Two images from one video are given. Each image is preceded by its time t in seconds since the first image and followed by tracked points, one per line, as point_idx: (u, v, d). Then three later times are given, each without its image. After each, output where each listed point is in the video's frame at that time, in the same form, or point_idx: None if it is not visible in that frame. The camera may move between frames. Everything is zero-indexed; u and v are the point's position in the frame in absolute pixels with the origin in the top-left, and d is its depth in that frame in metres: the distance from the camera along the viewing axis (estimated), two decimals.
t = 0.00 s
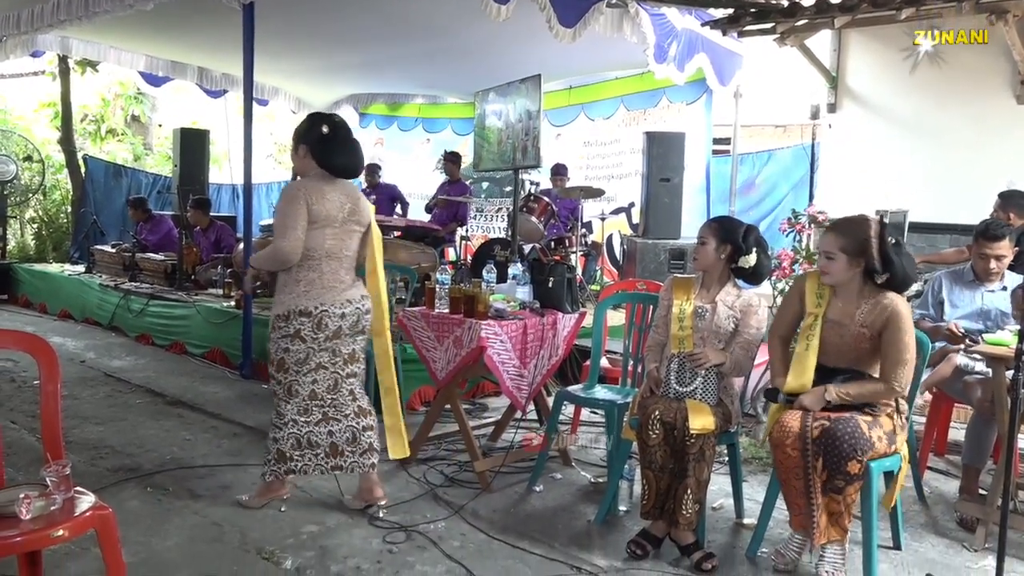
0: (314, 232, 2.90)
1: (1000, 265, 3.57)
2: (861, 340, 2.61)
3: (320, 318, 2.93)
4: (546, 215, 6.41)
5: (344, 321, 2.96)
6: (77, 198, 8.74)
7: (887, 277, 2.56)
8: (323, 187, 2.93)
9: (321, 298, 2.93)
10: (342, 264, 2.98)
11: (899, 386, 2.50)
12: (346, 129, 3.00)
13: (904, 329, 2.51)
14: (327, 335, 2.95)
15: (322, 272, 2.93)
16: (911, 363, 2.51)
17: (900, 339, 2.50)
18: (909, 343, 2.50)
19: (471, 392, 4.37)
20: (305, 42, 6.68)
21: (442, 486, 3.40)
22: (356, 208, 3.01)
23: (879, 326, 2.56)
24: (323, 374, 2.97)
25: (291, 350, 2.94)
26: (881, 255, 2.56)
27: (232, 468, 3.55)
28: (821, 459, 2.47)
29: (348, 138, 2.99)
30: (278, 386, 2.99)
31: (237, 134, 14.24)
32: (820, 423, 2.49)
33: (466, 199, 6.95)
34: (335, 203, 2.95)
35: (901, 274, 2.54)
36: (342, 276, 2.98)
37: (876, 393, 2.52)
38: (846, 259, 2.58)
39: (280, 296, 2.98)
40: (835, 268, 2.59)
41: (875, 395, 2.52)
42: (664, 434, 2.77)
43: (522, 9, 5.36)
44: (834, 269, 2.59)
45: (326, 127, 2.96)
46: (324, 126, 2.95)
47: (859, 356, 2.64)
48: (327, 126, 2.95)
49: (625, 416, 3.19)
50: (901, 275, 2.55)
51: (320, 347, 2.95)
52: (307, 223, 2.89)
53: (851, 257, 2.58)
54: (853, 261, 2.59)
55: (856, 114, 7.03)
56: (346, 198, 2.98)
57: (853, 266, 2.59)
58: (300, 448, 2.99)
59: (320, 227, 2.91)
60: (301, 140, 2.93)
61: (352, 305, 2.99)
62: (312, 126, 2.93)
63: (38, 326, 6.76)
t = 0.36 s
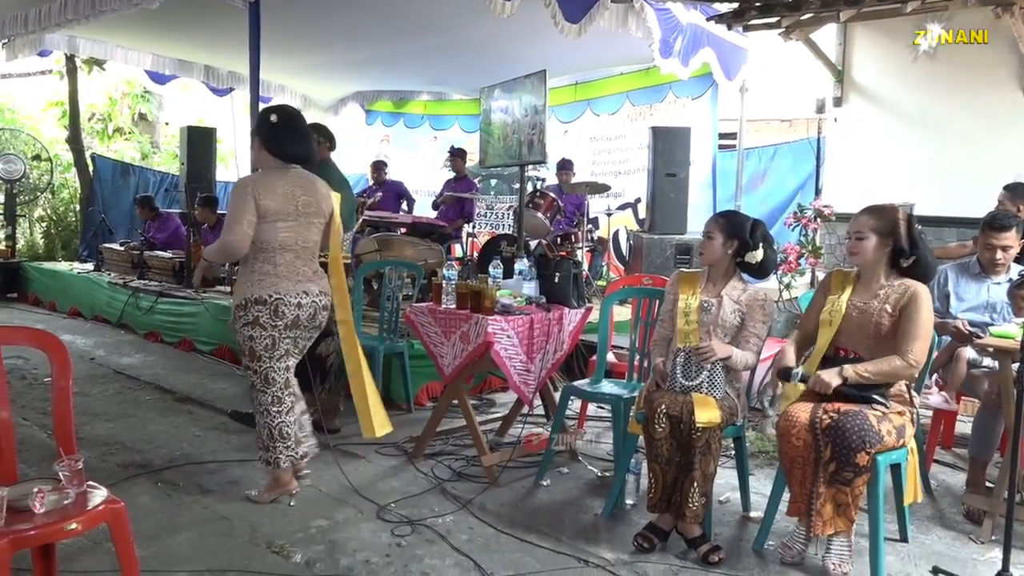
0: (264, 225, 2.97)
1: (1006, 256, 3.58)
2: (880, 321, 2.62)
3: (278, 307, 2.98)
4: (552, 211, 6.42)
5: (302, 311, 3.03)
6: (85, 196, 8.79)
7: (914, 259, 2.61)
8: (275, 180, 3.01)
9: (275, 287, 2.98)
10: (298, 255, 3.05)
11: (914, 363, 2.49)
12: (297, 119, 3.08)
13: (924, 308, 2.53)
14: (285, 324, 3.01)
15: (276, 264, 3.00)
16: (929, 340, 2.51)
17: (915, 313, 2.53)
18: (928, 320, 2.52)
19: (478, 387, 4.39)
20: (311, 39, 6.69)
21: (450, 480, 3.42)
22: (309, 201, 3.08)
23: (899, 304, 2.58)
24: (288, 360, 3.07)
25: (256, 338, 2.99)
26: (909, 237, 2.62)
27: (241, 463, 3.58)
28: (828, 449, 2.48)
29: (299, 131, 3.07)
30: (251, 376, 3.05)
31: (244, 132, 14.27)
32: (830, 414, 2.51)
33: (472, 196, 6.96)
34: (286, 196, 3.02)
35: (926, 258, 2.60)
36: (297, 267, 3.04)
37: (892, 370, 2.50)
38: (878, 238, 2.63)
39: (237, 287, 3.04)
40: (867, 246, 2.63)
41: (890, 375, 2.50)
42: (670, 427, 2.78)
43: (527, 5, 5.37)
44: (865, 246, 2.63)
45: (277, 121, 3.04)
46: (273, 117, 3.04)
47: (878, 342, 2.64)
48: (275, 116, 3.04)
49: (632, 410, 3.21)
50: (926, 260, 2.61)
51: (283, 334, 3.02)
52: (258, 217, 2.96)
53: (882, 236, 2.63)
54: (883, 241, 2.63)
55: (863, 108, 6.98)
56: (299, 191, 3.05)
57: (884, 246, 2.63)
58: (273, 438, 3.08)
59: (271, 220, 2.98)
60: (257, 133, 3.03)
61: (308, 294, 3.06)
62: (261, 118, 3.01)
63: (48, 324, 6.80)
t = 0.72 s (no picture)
0: (247, 224, 3.05)
1: None
2: (896, 315, 2.61)
3: (263, 302, 3.08)
4: (567, 207, 6.43)
5: (285, 304, 3.12)
6: (103, 196, 8.87)
7: (930, 253, 2.61)
8: (258, 180, 3.08)
9: (260, 282, 3.08)
10: (282, 252, 3.13)
11: (929, 360, 2.49)
12: (282, 121, 3.14)
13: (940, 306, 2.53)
14: (270, 317, 3.10)
15: (260, 261, 3.08)
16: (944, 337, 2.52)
17: (932, 312, 2.52)
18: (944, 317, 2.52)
19: (494, 383, 4.41)
20: (325, 37, 6.71)
21: (466, 476, 3.44)
22: (293, 200, 3.15)
23: (917, 300, 2.57)
24: (278, 350, 3.15)
25: (246, 331, 3.08)
26: (926, 230, 2.61)
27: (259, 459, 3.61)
28: (848, 448, 2.49)
29: (283, 130, 3.13)
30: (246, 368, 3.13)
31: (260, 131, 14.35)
32: (848, 412, 2.52)
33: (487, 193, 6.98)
34: (270, 194, 3.09)
35: (941, 253, 2.62)
36: (281, 264, 3.12)
37: (906, 366, 2.50)
38: (896, 231, 2.61)
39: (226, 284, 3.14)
40: (886, 238, 2.61)
41: (903, 368, 2.51)
42: (686, 423, 2.79)
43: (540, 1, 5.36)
44: (883, 239, 2.60)
45: (262, 122, 3.11)
46: (260, 120, 3.11)
47: (893, 338, 2.63)
48: (262, 120, 3.10)
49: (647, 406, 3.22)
50: (941, 255, 2.62)
51: (270, 326, 3.11)
52: (240, 216, 3.03)
53: (901, 229, 2.61)
54: (899, 234, 2.61)
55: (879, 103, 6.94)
56: (282, 191, 3.12)
57: (903, 239, 2.61)
58: (275, 423, 3.13)
59: (254, 218, 3.05)
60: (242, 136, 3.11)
61: (292, 287, 3.15)
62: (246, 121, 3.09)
63: (69, 322, 6.88)
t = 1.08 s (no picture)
0: (279, 221, 3.30)
1: None
2: (947, 323, 2.55)
3: (287, 298, 3.33)
4: (607, 210, 6.41)
5: (308, 303, 3.37)
6: (150, 201, 9.07)
7: (983, 257, 2.56)
8: (288, 180, 3.32)
9: (287, 280, 3.33)
10: (310, 249, 3.38)
11: (983, 370, 2.44)
12: (314, 129, 3.34)
13: (994, 315, 2.47)
14: (290, 314, 3.35)
15: (290, 257, 3.33)
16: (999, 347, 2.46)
17: (987, 322, 2.47)
18: (997, 326, 2.47)
19: (535, 386, 4.42)
20: (364, 42, 6.76)
21: (508, 479, 3.44)
22: (321, 201, 3.39)
23: (969, 308, 2.51)
24: (283, 348, 3.37)
25: (259, 323, 3.32)
26: (981, 231, 2.55)
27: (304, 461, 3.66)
28: (898, 457, 2.44)
29: (315, 137, 3.34)
30: (243, 355, 3.36)
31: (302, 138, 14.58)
32: (896, 419, 2.46)
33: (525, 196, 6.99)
34: (299, 194, 3.33)
35: (997, 255, 2.56)
36: (308, 262, 3.37)
37: (961, 376, 2.45)
38: (952, 233, 2.55)
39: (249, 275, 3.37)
40: (941, 241, 2.54)
41: (957, 381, 2.46)
42: (730, 427, 2.76)
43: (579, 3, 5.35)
44: (937, 243, 2.54)
45: (295, 128, 3.31)
46: (292, 126, 3.31)
47: (943, 346, 2.57)
48: (293, 127, 3.30)
49: (690, 409, 3.19)
50: (996, 257, 2.56)
51: (285, 323, 3.34)
52: (273, 212, 3.28)
53: (956, 230, 2.54)
54: (956, 235, 2.56)
55: (924, 100, 6.81)
56: (312, 192, 3.36)
57: (956, 241, 2.55)
58: (252, 410, 3.34)
59: (284, 216, 3.30)
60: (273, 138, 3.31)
61: (315, 287, 3.40)
62: (281, 126, 3.29)
63: (118, 325, 7.05)
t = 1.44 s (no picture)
0: (331, 228, 3.45)
1: None
2: None
3: (331, 302, 3.46)
4: (672, 217, 6.35)
5: (352, 307, 3.49)
6: (223, 208, 9.35)
7: None
8: (343, 188, 3.46)
9: (332, 285, 3.47)
10: (359, 256, 3.49)
11: None
12: (369, 140, 3.44)
13: None
14: (336, 317, 3.49)
15: (339, 263, 3.46)
16: None
17: None
18: None
19: (599, 395, 4.39)
20: (430, 51, 6.85)
21: (572, 487, 3.43)
22: (373, 209, 3.50)
23: None
24: (336, 348, 3.53)
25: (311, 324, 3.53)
26: None
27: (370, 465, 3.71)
28: (977, 474, 2.33)
29: (370, 147, 3.44)
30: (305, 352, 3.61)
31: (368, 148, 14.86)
32: (975, 434, 2.35)
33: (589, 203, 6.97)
34: (353, 201, 3.46)
35: None
36: (356, 267, 3.48)
37: None
38: None
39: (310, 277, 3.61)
40: None
41: None
42: (800, 440, 2.69)
43: (646, 9, 5.31)
44: None
45: (352, 138, 3.43)
46: (350, 136, 3.43)
47: None
48: (349, 137, 3.42)
49: (759, 421, 3.12)
50: None
51: (333, 325, 3.49)
52: (326, 219, 3.44)
53: None
54: None
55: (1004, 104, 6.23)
56: (364, 200, 3.48)
57: None
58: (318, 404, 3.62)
59: (335, 224, 3.44)
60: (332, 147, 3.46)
61: (362, 291, 3.51)
62: (338, 137, 3.43)
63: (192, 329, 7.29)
